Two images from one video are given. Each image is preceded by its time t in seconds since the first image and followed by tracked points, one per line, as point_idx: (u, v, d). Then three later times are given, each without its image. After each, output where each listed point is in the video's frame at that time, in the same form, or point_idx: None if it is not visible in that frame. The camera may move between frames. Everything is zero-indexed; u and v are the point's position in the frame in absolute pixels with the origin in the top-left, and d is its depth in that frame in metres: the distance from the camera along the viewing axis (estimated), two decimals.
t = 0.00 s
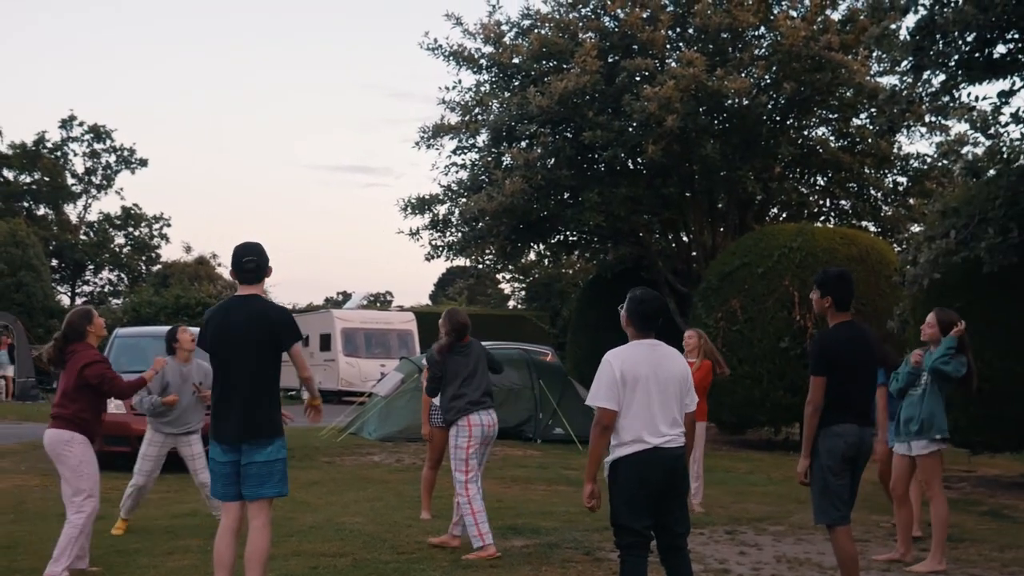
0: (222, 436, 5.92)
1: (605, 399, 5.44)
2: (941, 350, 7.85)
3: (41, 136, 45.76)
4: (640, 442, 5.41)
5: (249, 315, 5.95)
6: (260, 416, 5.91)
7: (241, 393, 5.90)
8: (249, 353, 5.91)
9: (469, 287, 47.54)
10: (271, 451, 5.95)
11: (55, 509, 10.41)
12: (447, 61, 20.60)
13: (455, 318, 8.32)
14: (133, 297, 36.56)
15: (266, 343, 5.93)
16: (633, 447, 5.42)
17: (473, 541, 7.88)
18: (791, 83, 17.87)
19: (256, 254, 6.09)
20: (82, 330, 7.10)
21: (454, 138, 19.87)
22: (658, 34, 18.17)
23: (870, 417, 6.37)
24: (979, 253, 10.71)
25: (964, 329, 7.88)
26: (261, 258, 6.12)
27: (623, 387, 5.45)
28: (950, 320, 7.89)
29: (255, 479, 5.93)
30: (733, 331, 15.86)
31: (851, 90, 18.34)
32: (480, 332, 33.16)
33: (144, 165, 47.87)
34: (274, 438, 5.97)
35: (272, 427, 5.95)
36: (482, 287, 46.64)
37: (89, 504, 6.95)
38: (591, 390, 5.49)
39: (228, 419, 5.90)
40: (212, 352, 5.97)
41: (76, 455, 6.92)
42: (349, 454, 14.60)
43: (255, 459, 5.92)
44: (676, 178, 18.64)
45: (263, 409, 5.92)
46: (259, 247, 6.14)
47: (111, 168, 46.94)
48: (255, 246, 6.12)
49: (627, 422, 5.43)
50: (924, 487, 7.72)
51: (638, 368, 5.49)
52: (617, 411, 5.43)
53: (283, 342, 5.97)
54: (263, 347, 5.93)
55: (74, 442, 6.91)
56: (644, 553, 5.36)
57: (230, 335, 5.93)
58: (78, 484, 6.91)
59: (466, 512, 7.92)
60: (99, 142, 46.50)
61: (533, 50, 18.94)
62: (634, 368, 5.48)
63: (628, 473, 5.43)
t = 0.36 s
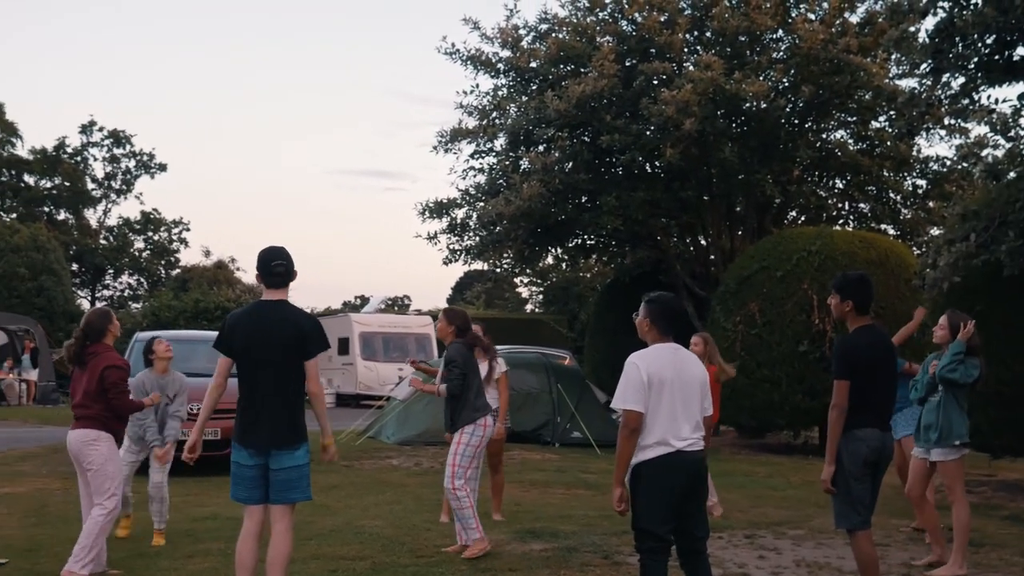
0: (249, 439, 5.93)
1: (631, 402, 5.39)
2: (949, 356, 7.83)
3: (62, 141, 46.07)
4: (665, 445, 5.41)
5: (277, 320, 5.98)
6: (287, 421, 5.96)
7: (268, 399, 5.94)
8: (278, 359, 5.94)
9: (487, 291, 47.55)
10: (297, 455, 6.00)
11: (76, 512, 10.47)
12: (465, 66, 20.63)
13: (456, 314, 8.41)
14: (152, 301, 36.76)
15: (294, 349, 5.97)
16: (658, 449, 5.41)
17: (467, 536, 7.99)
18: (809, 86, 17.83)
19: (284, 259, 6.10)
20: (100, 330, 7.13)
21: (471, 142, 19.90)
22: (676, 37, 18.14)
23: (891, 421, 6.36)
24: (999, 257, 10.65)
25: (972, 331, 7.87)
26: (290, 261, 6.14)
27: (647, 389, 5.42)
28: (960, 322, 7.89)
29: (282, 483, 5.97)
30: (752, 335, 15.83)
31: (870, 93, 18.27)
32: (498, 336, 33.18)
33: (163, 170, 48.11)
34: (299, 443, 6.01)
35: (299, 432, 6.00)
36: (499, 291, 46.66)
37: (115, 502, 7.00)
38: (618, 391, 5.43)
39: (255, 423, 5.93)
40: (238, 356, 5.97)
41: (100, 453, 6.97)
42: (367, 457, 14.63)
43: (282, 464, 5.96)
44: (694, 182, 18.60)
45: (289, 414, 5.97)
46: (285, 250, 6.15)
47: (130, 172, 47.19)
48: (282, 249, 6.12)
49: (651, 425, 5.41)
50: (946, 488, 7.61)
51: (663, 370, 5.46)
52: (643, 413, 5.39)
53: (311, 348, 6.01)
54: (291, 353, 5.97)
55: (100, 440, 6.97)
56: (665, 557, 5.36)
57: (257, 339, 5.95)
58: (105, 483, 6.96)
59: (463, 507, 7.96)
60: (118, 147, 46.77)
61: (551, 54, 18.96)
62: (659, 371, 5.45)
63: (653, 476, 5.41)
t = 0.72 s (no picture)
0: (281, 435, 5.98)
1: (661, 394, 5.38)
2: (968, 345, 7.79)
3: (90, 142, 46.47)
4: (694, 437, 5.41)
5: (308, 316, 6.02)
6: (319, 417, 6.00)
7: (299, 395, 5.98)
8: (309, 355, 5.98)
9: (513, 287, 47.57)
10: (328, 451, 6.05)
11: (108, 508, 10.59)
12: (490, 62, 20.65)
13: (477, 307, 8.39)
14: (181, 300, 37.03)
15: (325, 345, 6.01)
16: (687, 442, 5.41)
17: (478, 542, 7.87)
18: (836, 79, 17.74)
19: (315, 255, 6.13)
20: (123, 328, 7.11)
21: (497, 138, 19.91)
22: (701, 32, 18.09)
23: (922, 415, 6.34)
24: None
25: (992, 321, 7.85)
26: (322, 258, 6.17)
27: (677, 382, 5.42)
28: (979, 314, 7.84)
29: (314, 479, 6.03)
30: (780, 329, 15.77)
31: (897, 85, 18.17)
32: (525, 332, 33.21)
33: (190, 169, 48.44)
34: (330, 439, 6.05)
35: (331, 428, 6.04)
36: (525, 287, 46.70)
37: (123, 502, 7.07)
38: (647, 384, 5.43)
39: (287, 419, 5.97)
40: (269, 352, 6.01)
41: (118, 452, 7.02)
42: (395, 453, 14.69)
43: (314, 459, 6.01)
44: (719, 176, 18.54)
45: (320, 411, 6.00)
46: (315, 247, 6.18)
47: (158, 172, 47.53)
48: (313, 246, 6.16)
49: (681, 418, 5.41)
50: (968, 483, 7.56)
51: (691, 363, 5.46)
52: (672, 406, 5.39)
53: (342, 345, 6.04)
54: (322, 350, 6.00)
55: (118, 440, 7.01)
56: (696, 551, 5.36)
57: (288, 336, 5.99)
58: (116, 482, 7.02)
59: (484, 511, 7.90)
60: (146, 147, 47.13)
61: (576, 50, 18.96)
62: (688, 363, 5.45)
63: (683, 469, 5.42)
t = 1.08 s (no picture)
0: (314, 434, 6.00)
1: (697, 396, 5.36)
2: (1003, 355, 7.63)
3: (126, 141, 46.90)
4: (729, 440, 5.38)
5: (345, 317, 6.05)
6: (353, 416, 6.04)
7: (334, 394, 6.00)
8: (346, 355, 6.01)
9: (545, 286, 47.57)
10: (361, 450, 6.08)
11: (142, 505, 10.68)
12: (523, 61, 20.63)
13: (506, 303, 8.32)
14: (215, 298, 37.32)
15: (361, 346, 6.05)
16: (722, 445, 5.38)
17: (506, 541, 7.93)
18: (871, 77, 17.59)
19: (351, 257, 6.15)
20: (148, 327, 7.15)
21: (529, 137, 19.89)
22: (735, 30, 17.99)
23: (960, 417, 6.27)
24: None
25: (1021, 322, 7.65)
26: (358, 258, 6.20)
27: (713, 383, 5.39)
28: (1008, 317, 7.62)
29: (346, 478, 6.06)
30: (814, 329, 15.65)
31: (933, 83, 18.01)
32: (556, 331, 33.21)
33: (224, 168, 48.77)
34: (363, 438, 6.09)
35: (364, 428, 6.09)
36: (557, 286, 46.72)
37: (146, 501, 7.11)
38: (683, 385, 5.41)
39: (321, 418, 6.00)
40: (304, 351, 6.03)
41: (143, 450, 7.07)
42: (427, 452, 14.72)
43: (347, 458, 6.04)
44: (753, 175, 18.42)
45: (353, 410, 6.04)
46: (351, 246, 6.21)
47: (193, 171, 47.89)
48: (349, 246, 6.19)
49: (715, 420, 5.38)
50: (1004, 486, 7.50)
51: (728, 363, 5.44)
52: (709, 407, 5.37)
53: (376, 346, 6.09)
54: (357, 350, 6.04)
55: (143, 438, 7.07)
56: (726, 552, 5.33)
57: (325, 336, 6.01)
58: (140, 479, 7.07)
59: (511, 512, 7.90)
60: (181, 145, 47.50)
61: (609, 49, 18.91)
62: (724, 364, 5.43)
63: (717, 471, 5.38)
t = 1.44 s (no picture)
0: (336, 436, 6.01)
1: (711, 397, 5.35)
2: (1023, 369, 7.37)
3: (151, 144, 47.22)
4: (747, 441, 5.34)
5: (366, 319, 6.03)
6: (375, 418, 6.02)
7: (355, 396, 5.99)
8: (366, 357, 5.99)
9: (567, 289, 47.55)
10: (384, 452, 6.05)
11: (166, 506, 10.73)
12: (545, 63, 20.61)
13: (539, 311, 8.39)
14: (238, 300, 37.51)
15: (381, 348, 6.02)
16: (740, 446, 5.35)
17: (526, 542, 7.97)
18: (896, 78, 17.46)
19: (373, 258, 6.15)
20: (168, 328, 7.28)
21: (552, 139, 19.85)
22: (759, 30, 17.89)
23: (987, 418, 6.19)
24: None
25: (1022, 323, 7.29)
26: (382, 261, 6.19)
27: (726, 384, 5.37)
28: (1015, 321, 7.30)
29: (369, 480, 6.03)
30: (837, 331, 15.54)
31: (959, 83, 17.85)
32: (579, 333, 33.18)
33: (249, 171, 49.01)
34: (386, 440, 6.06)
35: (386, 430, 6.05)
36: (579, 287, 46.70)
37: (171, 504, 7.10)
38: (696, 388, 5.41)
39: (341, 420, 6.00)
40: (326, 353, 6.05)
41: (164, 450, 7.09)
42: (450, 454, 14.73)
43: (370, 461, 6.02)
44: (777, 176, 18.32)
45: (374, 411, 6.02)
46: (374, 248, 6.21)
47: (217, 174, 48.13)
48: (372, 248, 6.18)
49: (731, 421, 5.35)
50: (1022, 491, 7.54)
51: (742, 364, 5.41)
52: (723, 408, 5.35)
53: (398, 347, 6.05)
54: (378, 352, 6.02)
55: (163, 439, 7.09)
56: (748, 554, 5.28)
57: (345, 338, 6.01)
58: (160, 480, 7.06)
59: (526, 513, 7.94)
60: (205, 149, 47.76)
61: (632, 50, 18.87)
62: (738, 365, 5.40)
63: (735, 473, 5.35)
